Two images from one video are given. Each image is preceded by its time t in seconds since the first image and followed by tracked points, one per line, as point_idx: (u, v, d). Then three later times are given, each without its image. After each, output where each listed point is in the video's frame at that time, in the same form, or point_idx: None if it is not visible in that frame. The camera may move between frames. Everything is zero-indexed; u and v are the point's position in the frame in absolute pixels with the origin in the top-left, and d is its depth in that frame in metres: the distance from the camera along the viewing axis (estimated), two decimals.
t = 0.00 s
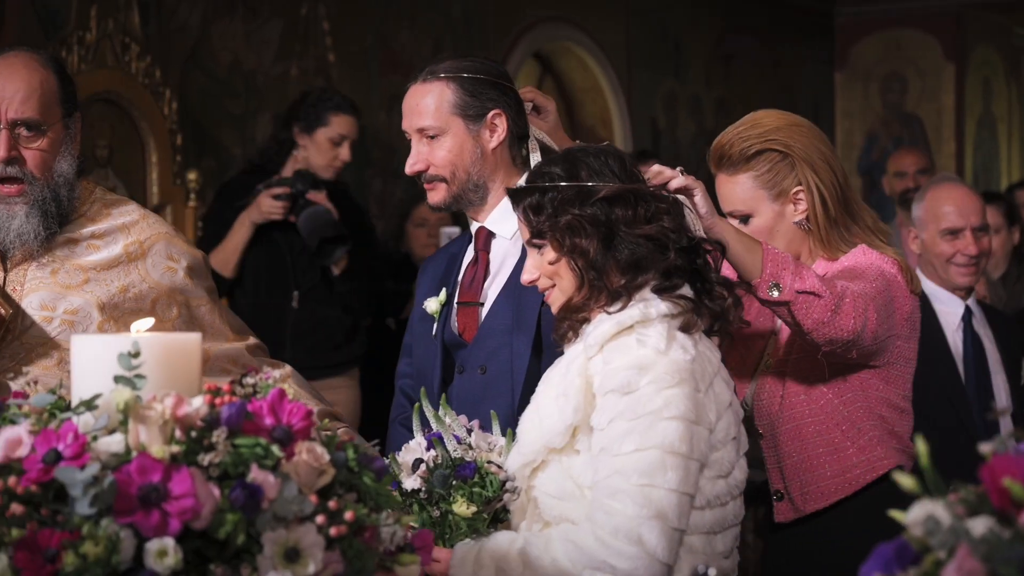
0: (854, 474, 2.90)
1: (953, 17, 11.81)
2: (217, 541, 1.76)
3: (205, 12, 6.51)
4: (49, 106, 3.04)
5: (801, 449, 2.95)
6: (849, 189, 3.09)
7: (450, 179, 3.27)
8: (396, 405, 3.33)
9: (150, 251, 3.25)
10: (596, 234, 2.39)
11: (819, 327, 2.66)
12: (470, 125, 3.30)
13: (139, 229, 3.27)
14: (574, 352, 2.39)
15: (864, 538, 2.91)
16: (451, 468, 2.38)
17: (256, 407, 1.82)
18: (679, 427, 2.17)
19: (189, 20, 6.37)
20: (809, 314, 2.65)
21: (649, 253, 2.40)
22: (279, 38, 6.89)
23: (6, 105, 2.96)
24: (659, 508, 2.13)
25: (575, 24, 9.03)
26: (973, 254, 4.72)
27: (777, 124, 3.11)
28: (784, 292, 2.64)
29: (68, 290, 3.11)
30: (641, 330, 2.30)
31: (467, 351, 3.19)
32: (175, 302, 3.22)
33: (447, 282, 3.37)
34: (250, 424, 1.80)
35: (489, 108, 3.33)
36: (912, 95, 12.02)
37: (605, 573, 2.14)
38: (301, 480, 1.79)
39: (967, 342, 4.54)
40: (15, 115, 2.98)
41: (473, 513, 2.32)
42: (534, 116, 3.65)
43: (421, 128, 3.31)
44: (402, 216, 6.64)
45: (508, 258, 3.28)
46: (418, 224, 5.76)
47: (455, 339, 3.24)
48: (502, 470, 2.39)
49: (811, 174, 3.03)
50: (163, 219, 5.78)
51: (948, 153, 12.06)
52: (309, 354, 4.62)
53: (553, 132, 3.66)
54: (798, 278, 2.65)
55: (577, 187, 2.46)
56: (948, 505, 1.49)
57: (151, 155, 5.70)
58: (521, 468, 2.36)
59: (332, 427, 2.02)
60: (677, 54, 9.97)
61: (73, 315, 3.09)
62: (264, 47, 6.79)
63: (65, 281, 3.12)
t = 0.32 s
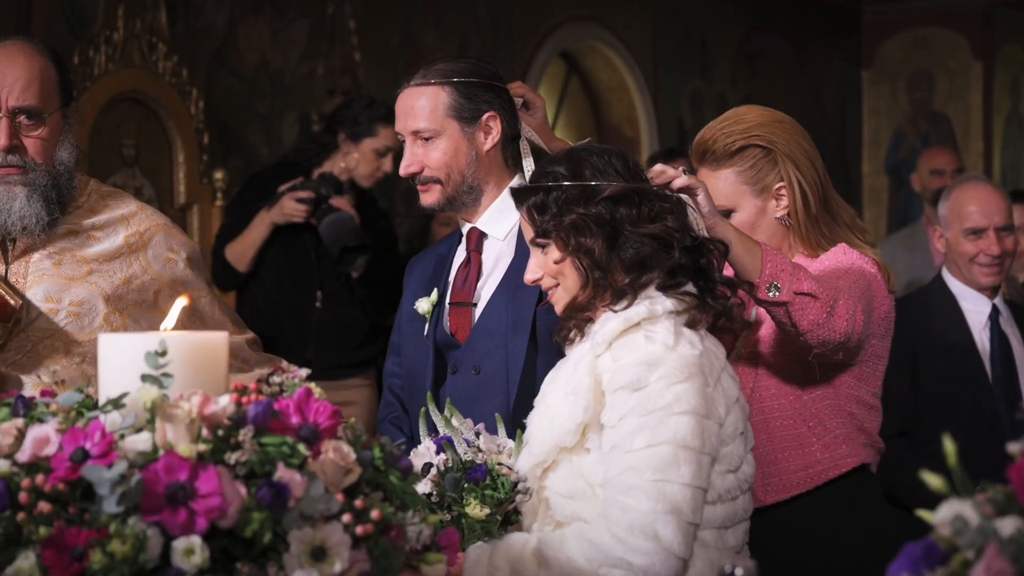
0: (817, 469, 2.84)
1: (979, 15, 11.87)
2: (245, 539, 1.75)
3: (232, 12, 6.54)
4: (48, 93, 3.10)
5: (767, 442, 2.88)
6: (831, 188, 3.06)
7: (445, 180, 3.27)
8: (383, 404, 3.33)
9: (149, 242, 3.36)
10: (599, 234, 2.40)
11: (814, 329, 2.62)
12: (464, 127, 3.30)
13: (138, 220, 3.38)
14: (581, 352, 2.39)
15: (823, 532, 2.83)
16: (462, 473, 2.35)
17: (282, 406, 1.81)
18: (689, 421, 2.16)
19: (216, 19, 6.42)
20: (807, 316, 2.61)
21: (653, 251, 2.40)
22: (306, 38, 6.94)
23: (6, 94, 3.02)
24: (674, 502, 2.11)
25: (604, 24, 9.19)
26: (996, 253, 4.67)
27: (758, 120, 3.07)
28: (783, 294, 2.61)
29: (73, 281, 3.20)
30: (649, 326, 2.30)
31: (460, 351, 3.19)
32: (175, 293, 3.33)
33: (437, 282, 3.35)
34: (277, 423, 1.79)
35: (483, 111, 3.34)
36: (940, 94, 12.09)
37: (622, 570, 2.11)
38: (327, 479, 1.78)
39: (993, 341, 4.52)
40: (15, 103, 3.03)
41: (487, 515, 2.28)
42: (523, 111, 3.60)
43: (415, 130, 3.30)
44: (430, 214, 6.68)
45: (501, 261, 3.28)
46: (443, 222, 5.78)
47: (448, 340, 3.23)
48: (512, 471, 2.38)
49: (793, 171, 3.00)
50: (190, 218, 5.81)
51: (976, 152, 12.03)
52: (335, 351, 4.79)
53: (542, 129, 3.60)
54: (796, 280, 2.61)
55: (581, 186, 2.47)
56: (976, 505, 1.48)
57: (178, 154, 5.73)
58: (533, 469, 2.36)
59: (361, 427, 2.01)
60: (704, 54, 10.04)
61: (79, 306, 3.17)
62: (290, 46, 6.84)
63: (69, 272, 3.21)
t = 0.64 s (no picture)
0: (810, 462, 2.82)
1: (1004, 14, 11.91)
2: (269, 539, 1.73)
3: (257, 11, 6.58)
4: (46, 86, 3.23)
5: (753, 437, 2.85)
6: (818, 181, 3.03)
7: (435, 182, 3.27)
8: (365, 398, 3.34)
9: (150, 236, 3.55)
10: (605, 232, 2.37)
11: (809, 328, 2.60)
12: (455, 130, 3.29)
13: (137, 213, 3.56)
14: (590, 350, 2.37)
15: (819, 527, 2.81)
16: (476, 472, 2.24)
17: (307, 406, 1.80)
18: (704, 416, 2.14)
19: (242, 18, 6.47)
20: (802, 316, 2.59)
21: (658, 249, 2.38)
22: (330, 37, 7.00)
23: (6, 83, 3.15)
24: (691, 496, 2.09)
25: (627, 22, 9.28)
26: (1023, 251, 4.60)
27: (745, 113, 3.02)
28: (778, 296, 2.57)
29: (78, 277, 3.39)
30: (659, 323, 2.29)
31: (448, 350, 3.21)
32: (176, 286, 3.53)
33: (421, 280, 3.35)
34: (301, 423, 1.78)
35: (474, 113, 3.34)
36: (966, 93, 12.12)
37: (642, 566, 2.08)
38: (352, 479, 1.77)
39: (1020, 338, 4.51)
40: (14, 93, 3.16)
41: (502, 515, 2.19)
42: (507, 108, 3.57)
43: (406, 131, 3.28)
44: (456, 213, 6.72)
45: (489, 260, 3.29)
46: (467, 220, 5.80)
47: (436, 338, 3.24)
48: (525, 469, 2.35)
49: (780, 165, 2.96)
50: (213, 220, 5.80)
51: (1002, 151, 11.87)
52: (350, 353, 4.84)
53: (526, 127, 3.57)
54: (790, 281, 2.58)
55: (581, 184, 2.42)
56: (1004, 506, 1.47)
57: (202, 154, 5.75)
58: (546, 467, 2.33)
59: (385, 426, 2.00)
60: (728, 52, 10.11)
61: (86, 301, 3.37)
62: (314, 44, 6.89)
63: (74, 267, 3.40)
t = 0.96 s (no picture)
0: (812, 457, 2.79)
1: None
2: (296, 539, 1.73)
3: (285, 13, 6.63)
4: (45, 81, 3.27)
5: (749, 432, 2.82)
6: (810, 180, 3.01)
7: (427, 182, 3.27)
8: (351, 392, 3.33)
9: (147, 234, 3.61)
10: (615, 234, 2.37)
11: (813, 325, 2.60)
12: (448, 131, 3.30)
13: (133, 211, 3.61)
14: (604, 351, 2.32)
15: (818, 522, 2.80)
16: (493, 474, 2.21)
17: (333, 406, 1.79)
18: (724, 416, 2.16)
19: (269, 20, 6.51)
20: (806, 312, 2.59)
21: (668, 250, 2.38)
22: (358, 39, 7.04)
23: (7, 79, 3.18)
24: (715, 496, 2.10)
25: (653, 23, 9.34)
26: None
27: (739, 112, 2.99)
28: (783, 292, 2.58)
29: (80, 276, 3.45)
30: (677, 324, 2.29)
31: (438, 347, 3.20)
32: (172, 284, 3.62)
33: (409, 277, 3.34)
34: (329, 423, 1.77)
35: (467, 113, 3.35)
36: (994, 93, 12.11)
37: (666, 565, 2.08)
38: (379, 479, 1.76)
39: None
40: (14, 88, 3.20)
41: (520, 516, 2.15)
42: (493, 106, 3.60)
43: (399, 131, 3.28)
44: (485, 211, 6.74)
45: (478, 259, 3.29)
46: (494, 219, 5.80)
47: (424, 335, 3.23)
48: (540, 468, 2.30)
49: (773, 163, 2.94)
50: (242, 218, 5.82)
51: None
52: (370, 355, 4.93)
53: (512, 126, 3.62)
54: (795, 277, 2.58)
55: (590, 187, 2.43)
56: None
57: (230, 155, 5.77)
58: (563, 467, 2.28)
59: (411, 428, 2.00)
60: (755, 52, 10.12)
61: (90, 300, 3.43)
62: (341, 46, 6.93)
63: (76, 266, 3.45)
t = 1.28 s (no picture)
0: (806, 459, 2.76)
1: None
2: (319, 541, 1.73)
3: (308, 14, 6.66)
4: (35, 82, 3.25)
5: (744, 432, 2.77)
6: (799, 187, 3.00)
7: (420, 186, 3.25)
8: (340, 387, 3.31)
9: (130, 238, 3.55)
10: (625, 234, 2.40)
11: (813, 326, 2.58)
12: (443, 135, 3.30)
13: (115, 216, 3.55)
14: (610, 348, 2.33)
15: (810, 525, 2.76)
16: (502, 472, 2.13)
17: (356, 408, 1.79)
18: (734, 414, 2.16)
19: (292, 22, 6.54)
20: (806, 314, 2.57)
21: (676, 250, 2.42)
22: (381, 40, 7.07)
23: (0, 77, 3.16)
24: (726, 492, 2.09)
25: (675, 24, 9.33)
26: None
27: (730, 120, 2.97)
28: (784, 293, 2.55)
29: (68, 280, 3.38)
30: (685, 325, 2.30)
31: (431, 349, 3.22)
32: (155, 287, 3.54)
33: (400, 278, 3.35)
34: (351, 425, 1.77)
35: (460, 118, 3.35)
36: (1018, 94, 12.06)
37: (678, 562, 2.06)
38: (401, 481, 1.75)
39: None
40: (8, 87, 3.18)
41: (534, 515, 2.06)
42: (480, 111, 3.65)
43: (393, 135, 3.26)
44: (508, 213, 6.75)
45: (471, 262, 3.31)
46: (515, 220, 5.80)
47: (418, 337, 3.24)
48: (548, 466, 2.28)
49: (766, 171, 2.92)
50: (266, 220, 5.83)
51: None
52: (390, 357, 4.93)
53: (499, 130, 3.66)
54: (795, 277, 2.57)
55: (602, 187, 2.44)
56: None
57: (253, 158, 5.77)
58: (571, 464, 2.26)
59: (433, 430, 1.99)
60: (779, 53, 10.11)
61: (79, 304, 3.36)
62: (364, 48, 6.96)
63: (64, 270, 3.39)
